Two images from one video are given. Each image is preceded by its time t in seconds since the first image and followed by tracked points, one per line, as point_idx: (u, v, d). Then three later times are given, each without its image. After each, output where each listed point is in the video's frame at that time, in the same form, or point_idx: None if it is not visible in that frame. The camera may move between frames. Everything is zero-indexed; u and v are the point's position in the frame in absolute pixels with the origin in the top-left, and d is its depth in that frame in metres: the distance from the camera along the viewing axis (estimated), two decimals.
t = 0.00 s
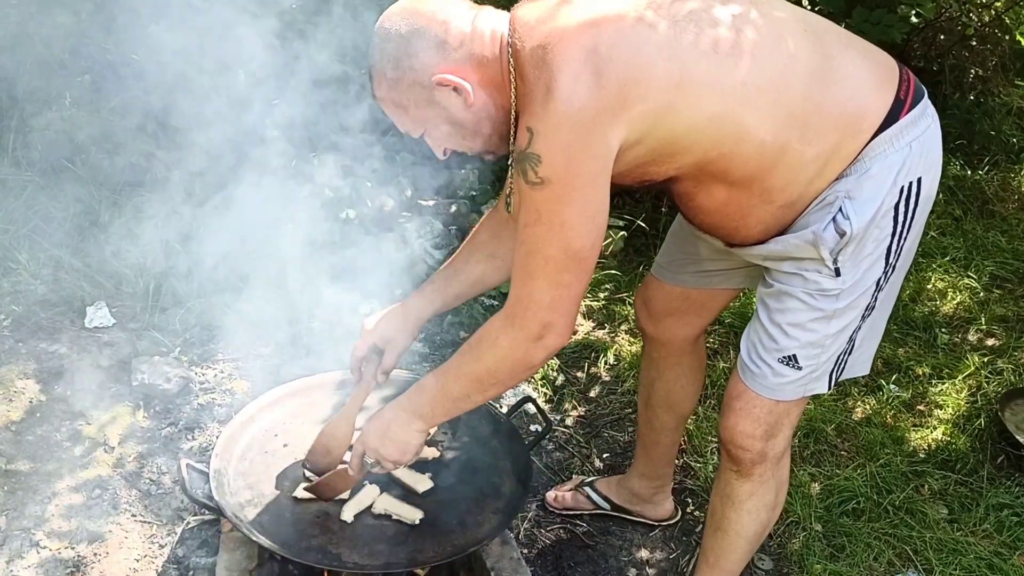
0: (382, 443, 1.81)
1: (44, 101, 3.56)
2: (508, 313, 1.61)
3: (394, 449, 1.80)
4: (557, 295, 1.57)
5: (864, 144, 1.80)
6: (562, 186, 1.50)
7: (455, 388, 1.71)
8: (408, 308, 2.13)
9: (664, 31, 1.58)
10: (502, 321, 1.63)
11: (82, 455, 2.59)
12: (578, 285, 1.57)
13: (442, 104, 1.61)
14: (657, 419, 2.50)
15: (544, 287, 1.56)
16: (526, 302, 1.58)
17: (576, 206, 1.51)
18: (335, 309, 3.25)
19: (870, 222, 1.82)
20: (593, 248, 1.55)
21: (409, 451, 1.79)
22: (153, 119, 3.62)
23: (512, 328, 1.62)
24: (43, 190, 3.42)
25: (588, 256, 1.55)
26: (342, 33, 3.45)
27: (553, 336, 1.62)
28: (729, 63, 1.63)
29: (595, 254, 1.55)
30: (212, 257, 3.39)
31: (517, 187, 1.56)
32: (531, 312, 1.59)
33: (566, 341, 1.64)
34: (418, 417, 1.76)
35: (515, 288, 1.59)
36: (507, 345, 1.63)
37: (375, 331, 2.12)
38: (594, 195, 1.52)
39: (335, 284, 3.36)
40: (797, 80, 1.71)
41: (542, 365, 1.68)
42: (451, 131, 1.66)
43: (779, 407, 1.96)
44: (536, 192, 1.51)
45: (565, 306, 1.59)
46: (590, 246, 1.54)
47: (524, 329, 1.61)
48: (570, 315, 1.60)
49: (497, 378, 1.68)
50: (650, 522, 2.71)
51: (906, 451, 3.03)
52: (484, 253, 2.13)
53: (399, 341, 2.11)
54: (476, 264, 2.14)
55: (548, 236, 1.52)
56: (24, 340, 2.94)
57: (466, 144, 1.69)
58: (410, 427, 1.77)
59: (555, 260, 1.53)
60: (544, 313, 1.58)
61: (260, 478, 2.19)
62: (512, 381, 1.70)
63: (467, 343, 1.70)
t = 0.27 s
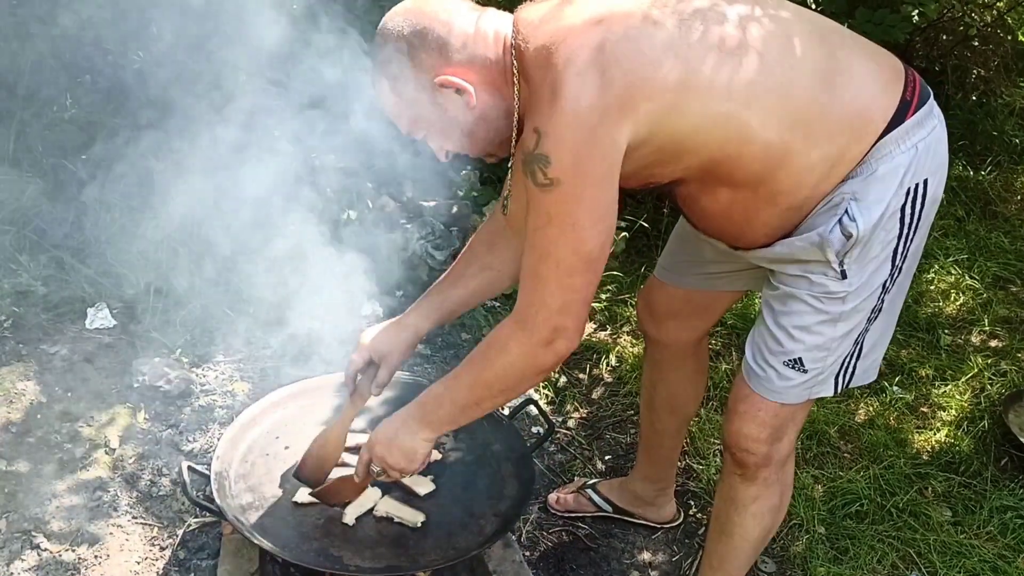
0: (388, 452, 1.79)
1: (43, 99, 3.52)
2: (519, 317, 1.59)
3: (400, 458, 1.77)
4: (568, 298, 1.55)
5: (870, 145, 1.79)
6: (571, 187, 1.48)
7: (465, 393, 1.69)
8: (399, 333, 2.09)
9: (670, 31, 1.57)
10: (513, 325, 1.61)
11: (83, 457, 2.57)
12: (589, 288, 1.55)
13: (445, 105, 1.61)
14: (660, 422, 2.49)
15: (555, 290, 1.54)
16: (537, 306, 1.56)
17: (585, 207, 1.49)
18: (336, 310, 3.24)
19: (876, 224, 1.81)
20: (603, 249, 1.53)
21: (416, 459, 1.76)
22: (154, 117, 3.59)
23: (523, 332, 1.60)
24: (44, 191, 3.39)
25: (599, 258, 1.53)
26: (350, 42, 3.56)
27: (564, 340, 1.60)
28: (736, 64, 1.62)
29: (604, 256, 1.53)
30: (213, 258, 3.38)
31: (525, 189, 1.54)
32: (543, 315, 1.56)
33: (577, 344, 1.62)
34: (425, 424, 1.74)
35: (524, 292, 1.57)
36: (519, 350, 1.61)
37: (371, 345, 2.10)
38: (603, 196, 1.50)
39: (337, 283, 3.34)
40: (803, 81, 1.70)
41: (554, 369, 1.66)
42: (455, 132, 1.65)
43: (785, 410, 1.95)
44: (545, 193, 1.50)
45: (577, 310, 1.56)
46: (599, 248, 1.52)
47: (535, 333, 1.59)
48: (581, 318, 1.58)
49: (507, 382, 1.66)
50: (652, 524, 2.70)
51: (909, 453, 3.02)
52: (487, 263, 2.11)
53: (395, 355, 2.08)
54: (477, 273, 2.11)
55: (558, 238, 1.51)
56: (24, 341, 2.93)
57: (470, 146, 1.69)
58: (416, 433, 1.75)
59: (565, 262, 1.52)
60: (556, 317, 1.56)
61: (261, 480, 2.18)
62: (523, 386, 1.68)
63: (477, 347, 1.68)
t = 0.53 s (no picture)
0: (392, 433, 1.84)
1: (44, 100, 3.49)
2: (532, 317, 1.59)
3: (405, 441, 1.82)
4: (583, 298, 1.54)
5: (873, 145, 1.78)
6: (581, 186, 1.48)
7: (484, 390, 1.70)
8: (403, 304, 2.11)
9: (672, 30, 1.56)
10: (527, 325, 1.61)
11: (82, 458, 2.57)
12: (603, 287, 1.55)
13: (445, 106, 1.60)
14: (661, 423, 2.48)
15: (570, 290, 1.53)
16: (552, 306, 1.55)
17: (594, 206, 1.49)
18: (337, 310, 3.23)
19: (878, 224, 1.80)
20: (615, 247, 1.52)
21: (420, 443, 1.81)
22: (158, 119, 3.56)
23: (538, 332, 1.60)
24: (44, 191, 3.39)
25: (611, 256, 1.53)
26: (350, 43, 3.56)
27: (579, 338, 1.60)
28: (738, 62, 1.62)
29: (617, 254, 1.53)
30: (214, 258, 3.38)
31: (533, 189, 1.53)
32: (557, 315, 1.56)
33: (593, 342, 1.62)
34: (432, 411, 1.77)
35: (537, 293, 1.56)
36: (534, 348, 1.61)
37: (373, 313, 2.11)
38: (613, 195, 1.50)
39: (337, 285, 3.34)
40: (805, 79, 1.69)
41: (569, 366, 1.66)
42: (455, 133, 1.65)
43: (786, 412, 1.94)
44: (554, 193, 1.49)
45: (592, 309, 1.56)
46: (611, 246, 1.52)
47: (550, 332, 1.59)
48: (595, 316, 1.58)
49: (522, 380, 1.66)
50: (653, 525, 2.70)
51: (911, 454, 3.01)
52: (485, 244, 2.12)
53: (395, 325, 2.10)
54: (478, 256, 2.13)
55: (569, 238, 1.50)
56: (24, 341, 2.93)
57: (470, 146, 1.68)
58: (421, 418, 1.79)
59: (580, 262, 1.51)
60: (571, 316, 1.56)
61: (261, 481, 2.18)
62: (538, 382, 1.68)
63: (488, 346, 1.68)
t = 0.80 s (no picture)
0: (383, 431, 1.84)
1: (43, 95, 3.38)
2: (505, 306, 1.60)
3: (394, 438, 1.82)
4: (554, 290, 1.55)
5: (875, 140, 1.78)
6: (565, 182, 1.48)
7: (455, 380, 1.70)
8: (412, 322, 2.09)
9: (672, 27, 1.56)
10: (501, 314, 1.62)
11: (84, 453, 2.57)
12: (575, 282, 1.55)
13: (446, 99, 1.59)
14: (663, 419, 2.48)
15: (542, 282, 1.54)
16: (523, 296, 1.57)
17: (577, 202, 1.49)
18: (339, 306, 3.23)
19: (882, 220, 1.79)
20: (592, 244, 1.52)
21: (409, 441, 1.81)
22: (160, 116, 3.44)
23: (509, 322, 1.61)
24: (48, 187, 3.42)
25: (588, 252, 1.53)
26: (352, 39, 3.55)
27: (548, 331, 1.60)
28: (738, 59, 1.61)
29: (594, 251, 1.53)
30: (216, 255, 3.38)
31: (519, 181, 1.54)
32: (528, 306, 1.57)
33: (561, 336, 1.62)
34: (418, 409, 1.76)
35: (512, 282, 1.58)
36: (504, 339, 1.62)
37: (382, 330, 2.09)
38: (596, 192, 1.50)
39: (339, 282, 3.34)
40: (807, 77, 1.68)
41: (538, 360, 1.66)
42: (456, 126, 1.64)
43: (789, 408, 1.94)
44: (539, 186, 1.50)
45: (563, 302, 1.56)
46: (589, 243, 1.52)
47: (521, 323, 1.59)
48: (567, 311, 1.58)
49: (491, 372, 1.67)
50: (655, 521, 2.69)
51: (915, 451, 3.00)
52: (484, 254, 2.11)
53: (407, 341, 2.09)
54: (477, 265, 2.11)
55: (547, 230, 1.51)
56: (26, 337, 2.94)
57: (470, 140, 1.68)
58: (408, 415, 1.78)
59: (553, 256, 1.52)
60: (540, 308, 1.57)
61: (262, 477, 2.18)
62: (508, 375, 1.69)
63: (466, 335, 1.70)
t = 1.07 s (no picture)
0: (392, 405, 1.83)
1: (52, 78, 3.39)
2: (513, 285, 1.60)
3: (402, 416, 1.80)
4: (562, 268, 1.55)
5: (883, 117, 1.76)
6: (571, 159, 1.48)
7: (463, 359, 1.70)
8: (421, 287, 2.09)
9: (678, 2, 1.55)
10: (508, 293, 1.61)
11: (94, 435, 2.59)
12: (583, 259, 1.55)
13: (453, 76, 1.58)
14: (670, 400, 2.48)
15: (550, 259, 1.54)
16: (531, 274, 1.57)
17: (583, 179, 1.49)
18: (346, 290, 3.24)
19: (889, 196, 1.78)
20: (600, 221, 1.52)
21: (418, 417, 1.78)
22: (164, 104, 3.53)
23: (517, 300, 1.61)
24: (56, 171, 3.41)
25: (595, 228, 1.53)
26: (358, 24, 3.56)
27: (556, 309, 1.60)
28: (744, 35, 1.60)
29: (601, 227, 1.53)
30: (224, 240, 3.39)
31: (525, 158, 1.53)
32: (536, 284, 1.57)
33: (570, 314, 1.63)
34: (426, 386, 1.76)
35: (520, 259, 1.57)
36: (512, 317, 1.62)
37: (393, 293, 2.09)
38: (603, 169, 1.49)
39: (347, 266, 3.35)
40: (814, 53, 1.68)
41: (547, 338, 1.66)
42: (463, 102, 1.64)
43: (795, 387, 1.93)
44: (545, 163, 1.49)
45: (571, 280, 1.56)
46: (596, 220, 1.52)
47: (529, 301, 1.59)
48: (575, 288, 1.58)
49: (499, 350, 1.67)
50: (661, 504, 2.70)
51: (923, 434, 2.99)
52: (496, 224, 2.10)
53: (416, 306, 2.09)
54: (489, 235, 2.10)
55: (554, 207, 1.51)
56: (35, 320, 2.96)
57: (478, 116, 1.67)
58: (417, 394, 1.77)
59: (560, 232, 1.52)
60: (548, 286, 1.57)
61: (271, 458, 2.19)
62: (517, 353, 1.69)
63: (473, 314, 1.70)
